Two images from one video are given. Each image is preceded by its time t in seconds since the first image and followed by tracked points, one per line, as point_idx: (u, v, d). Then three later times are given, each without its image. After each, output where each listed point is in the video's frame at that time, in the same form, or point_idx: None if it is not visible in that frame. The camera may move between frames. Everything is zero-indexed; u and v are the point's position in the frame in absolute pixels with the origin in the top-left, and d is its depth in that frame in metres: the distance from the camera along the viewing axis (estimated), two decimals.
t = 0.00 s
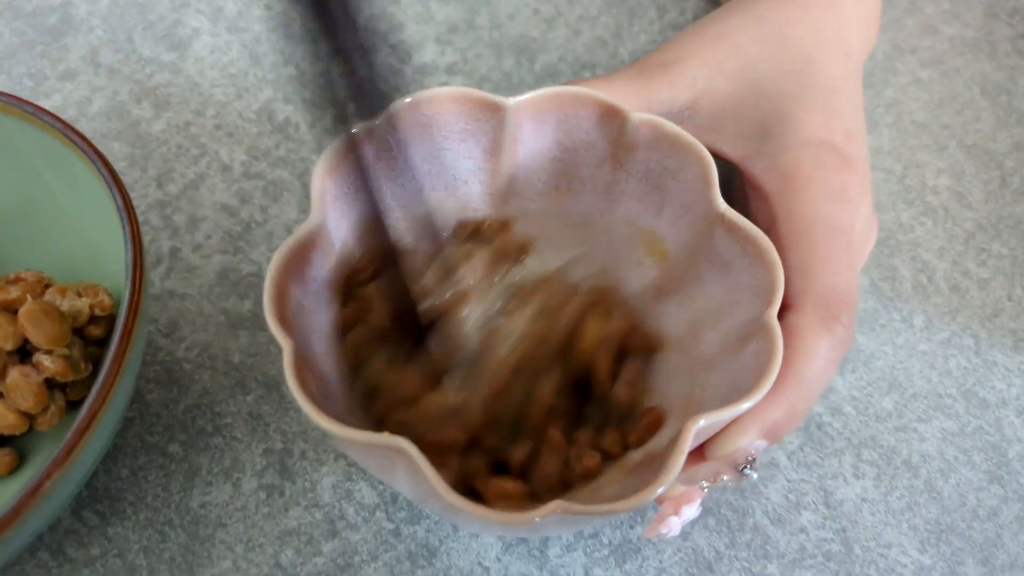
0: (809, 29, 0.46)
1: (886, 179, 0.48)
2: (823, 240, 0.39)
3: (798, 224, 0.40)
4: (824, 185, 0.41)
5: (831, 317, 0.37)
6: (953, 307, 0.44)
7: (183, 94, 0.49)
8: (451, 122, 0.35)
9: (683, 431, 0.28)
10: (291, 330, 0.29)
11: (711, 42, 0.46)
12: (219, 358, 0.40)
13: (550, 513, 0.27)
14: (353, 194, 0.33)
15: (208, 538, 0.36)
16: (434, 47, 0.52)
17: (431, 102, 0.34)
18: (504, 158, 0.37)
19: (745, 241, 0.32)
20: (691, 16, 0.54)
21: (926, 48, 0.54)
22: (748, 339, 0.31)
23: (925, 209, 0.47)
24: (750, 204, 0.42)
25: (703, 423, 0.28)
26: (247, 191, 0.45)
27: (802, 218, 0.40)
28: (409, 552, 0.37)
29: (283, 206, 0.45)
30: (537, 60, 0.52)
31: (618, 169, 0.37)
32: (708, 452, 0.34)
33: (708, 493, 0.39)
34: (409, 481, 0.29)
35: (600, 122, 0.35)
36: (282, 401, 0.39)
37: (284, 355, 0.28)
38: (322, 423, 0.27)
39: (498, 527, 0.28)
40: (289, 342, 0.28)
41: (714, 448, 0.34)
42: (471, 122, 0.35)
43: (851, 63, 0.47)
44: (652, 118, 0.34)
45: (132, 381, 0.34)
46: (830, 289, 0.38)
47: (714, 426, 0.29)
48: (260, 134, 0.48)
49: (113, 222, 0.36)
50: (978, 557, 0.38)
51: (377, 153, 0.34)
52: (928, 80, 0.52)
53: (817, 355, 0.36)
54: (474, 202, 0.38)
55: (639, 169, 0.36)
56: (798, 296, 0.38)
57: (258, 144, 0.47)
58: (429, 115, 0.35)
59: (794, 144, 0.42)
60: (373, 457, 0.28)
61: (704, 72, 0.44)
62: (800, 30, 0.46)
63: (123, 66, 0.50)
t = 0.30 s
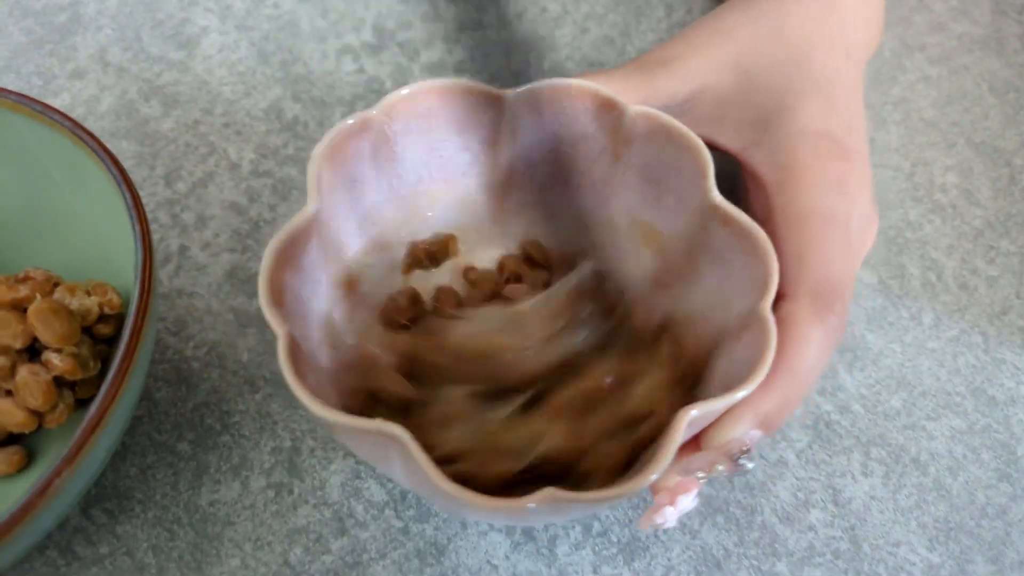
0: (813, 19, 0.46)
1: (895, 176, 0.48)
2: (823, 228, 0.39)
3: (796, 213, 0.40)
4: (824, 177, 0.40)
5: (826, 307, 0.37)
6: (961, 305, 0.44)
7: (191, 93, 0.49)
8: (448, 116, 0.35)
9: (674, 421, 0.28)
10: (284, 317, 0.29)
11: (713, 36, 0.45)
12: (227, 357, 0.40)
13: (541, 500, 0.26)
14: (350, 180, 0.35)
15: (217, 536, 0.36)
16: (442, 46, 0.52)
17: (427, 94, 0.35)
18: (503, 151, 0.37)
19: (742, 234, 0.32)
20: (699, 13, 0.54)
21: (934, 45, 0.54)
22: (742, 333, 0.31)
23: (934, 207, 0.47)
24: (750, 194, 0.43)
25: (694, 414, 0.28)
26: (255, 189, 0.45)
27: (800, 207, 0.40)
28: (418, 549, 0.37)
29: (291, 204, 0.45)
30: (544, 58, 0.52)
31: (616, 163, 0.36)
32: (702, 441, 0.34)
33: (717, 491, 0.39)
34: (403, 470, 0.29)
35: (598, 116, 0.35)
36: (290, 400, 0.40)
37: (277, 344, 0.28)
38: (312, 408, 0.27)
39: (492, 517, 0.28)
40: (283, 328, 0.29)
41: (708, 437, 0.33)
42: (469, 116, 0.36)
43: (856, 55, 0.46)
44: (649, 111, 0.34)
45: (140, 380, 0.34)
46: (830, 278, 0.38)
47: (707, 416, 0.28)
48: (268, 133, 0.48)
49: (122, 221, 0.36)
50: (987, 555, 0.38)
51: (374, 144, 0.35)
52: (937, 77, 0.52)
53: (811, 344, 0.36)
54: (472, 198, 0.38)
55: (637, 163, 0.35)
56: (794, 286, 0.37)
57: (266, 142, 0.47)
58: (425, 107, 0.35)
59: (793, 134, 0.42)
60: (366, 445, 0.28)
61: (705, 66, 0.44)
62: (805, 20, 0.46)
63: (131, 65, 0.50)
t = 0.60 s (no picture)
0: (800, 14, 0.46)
1: (893, 176, 0.48)
2: (820, 213, 0.39)
3: (792, 194, 0.40)
4: (823, 164, 0.40)
5: (822, 289, 0.37)
6: (959, 305, 0.44)
7: (188, 94, 0.49)
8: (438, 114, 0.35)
9: (667, 401, 0.27)
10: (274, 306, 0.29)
11: (704, 35, 0.46)
12: (224, 358, 0.40)
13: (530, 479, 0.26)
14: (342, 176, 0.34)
15: (213, 539, 0.36)
16: (439, 46, 0.52)
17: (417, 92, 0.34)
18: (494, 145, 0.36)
19: (738, 220, 0.32)
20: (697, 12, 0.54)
21: (932, 44, 0.53)
22: (737, 317, 0.31)
23: (931, 207, 0.47)
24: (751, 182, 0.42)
25: (688, 394, 0.27)
26: (252, 190, 0.45)
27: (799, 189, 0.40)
28: (415, 551, 0.37)
29: (288, 205, 0.45)
30: (541, 58, 0.52)
31: (610, 156, 0.36)
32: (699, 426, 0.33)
33: (714, 492, 0.39)
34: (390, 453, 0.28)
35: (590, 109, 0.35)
36: (287, 401, 0.39)
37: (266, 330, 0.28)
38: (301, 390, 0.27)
39: (479, 499, 0.28)
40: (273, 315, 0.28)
41: (705, 421, 0.33)
42: (461, 113, 0.35)
43: (845, 50, 0.46)
44: (643, 103, 0.34)
45: (137, 381, 0.34)
46: (824, 264, 0.38)
47: (701, 397, 0.28)
48: (265, 134, 0.48)
49: (118, 223, 0.36)
50: (984, 556, 0.38)
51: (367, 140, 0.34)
52: (934, 77, 0.52)
53: (805, 330, 0.36)
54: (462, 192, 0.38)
55: (631, 156, 0.35)
56: (789, 269, 0.38)
57: (263, 143, 0.47)
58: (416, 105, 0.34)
59: (792, 121, 0.42)
60: (353, 427, 0.28)
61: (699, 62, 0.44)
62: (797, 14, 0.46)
63: (129, 66, 0.50)
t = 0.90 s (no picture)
0: (790, 13, 0.46)
1: (889, 177, 0.48)
2: (802, 216, 0.38)
3: (777, 200, 0.39)
4: (805, 164, 0.40)
5: (803, 292, 0.37)
6: (956, 305, 0.44)
7: (184, 96, 0.49)
8: (430, 113, 0.36)
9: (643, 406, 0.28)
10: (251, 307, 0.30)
11: (694, 34, 0.46)
12: (220, 360, 0.40)
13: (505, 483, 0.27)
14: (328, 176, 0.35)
15: (209, 541, 0.36)
16: (435, 47, 0.52)
17: (411, 92, 0.35)
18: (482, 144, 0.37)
19: (720, 222, 0.33)
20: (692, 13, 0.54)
21: (928, 45, 0.53)
22: (720, 317, 0.32)
23: (928, 207, 0.47)
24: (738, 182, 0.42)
25: (664, 398, 0.28)
26: (248, 192, 0.45)
27: (782, 193, 0.39)
28: (411, 553, 0.37)
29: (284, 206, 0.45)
30: (537, 60, 0.52)
31: (598, 158, 0.38)
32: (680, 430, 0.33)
33: (711, 493, 0.39)
34: (368, 456, 0.29)
35: (575, 111, 0.36)
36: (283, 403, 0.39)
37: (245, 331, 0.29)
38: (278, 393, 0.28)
39: (457, 501, 0.28)
40: (250, 319, 0.29)
41: (685, 425, 0.33)
42: (451, 112, 0.36)
43: (834, 47, 0.46)
44: (627, 103, 0.35)
45: (132, 384, 0.34)
46: (804, 267, 0.37)
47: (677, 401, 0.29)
48: (260, 135, 0.48)
49: (114, 226, 0.36)
50: (982, 557, 0.38)
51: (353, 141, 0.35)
52: (930, 77, 0.52)
53: (790, 331, 0.36)
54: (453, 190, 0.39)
55: (619, 158, 0.37)
56: (770, 271, 0.37)
57: (258, 145, 0.47)
58: (406, 106, 0.35)
59: (775, 125, 0.41)
60: (331, 431, 0.28)
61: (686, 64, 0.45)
62: (783, 14, 0.45)
63: (124, 68, 0.50)
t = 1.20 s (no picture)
0: (805, 12, 0.46)
1: (895, 175, 0.48)
2: (811, 225, 0.39)
3: (787, 209, 0.39)
4: (818, 169, 0.40)
5: (812, 300, 0.37)
6: (963, 303, 0.44)
7: (190, 93, 0.49)
8: (440, 106, 0.36)
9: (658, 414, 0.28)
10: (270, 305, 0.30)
11: (707, 33, 0.45)
12: (228, 357, 0.40)
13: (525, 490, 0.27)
14: (343, 171, 0.35)
15: (218, 537, 0.36)
16: (441, 45, 0.52)
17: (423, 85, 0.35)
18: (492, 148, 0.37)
19: (733, 229, 0.32)
20: (698, 11, 0.54)
21: (934, 42, 0.53)
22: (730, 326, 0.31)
23: (935, 205, 0.47)
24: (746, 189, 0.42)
25: (679, 407, 0.28)
26: (254, 189, 0.45)
27: (791, 202, 0.39)
28: (420, 550, 0.37)
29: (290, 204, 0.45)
30: (543, 57, 0.52)
31: (608, 157, 0.37)
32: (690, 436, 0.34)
33: (719, 491, 0.39)
34: (385, 455, 0.28)
35: (587, 110, 0.36)
36: (291, 400, 0.39)
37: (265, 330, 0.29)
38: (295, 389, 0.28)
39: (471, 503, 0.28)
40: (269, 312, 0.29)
41: (696, 432, 0.33)
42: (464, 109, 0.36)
43: (848, 48, 0.46)
44: (641, 106, 0.35)
45: (142, 381, 0.34)
46: (814, 276, 0.38)
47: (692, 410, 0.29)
48: (266, 133, 0.48)
49: (123, 222, 0.36)
50: (990, 555, 0.38)
51: (368, 134, 0.35)
52: (936, 75, 0.52)
53: (797, 340, 0.36)
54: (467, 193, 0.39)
55: (629, 158, 0.36)
56: (781, 280, 0.38)
57: (265, 143, 0.47)
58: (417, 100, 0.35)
59: (788, 127, 0.42)
60: (351, 433, 0.28)
61: (702, 65, 0.44)
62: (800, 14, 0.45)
63: (130, 65, 0.50)
